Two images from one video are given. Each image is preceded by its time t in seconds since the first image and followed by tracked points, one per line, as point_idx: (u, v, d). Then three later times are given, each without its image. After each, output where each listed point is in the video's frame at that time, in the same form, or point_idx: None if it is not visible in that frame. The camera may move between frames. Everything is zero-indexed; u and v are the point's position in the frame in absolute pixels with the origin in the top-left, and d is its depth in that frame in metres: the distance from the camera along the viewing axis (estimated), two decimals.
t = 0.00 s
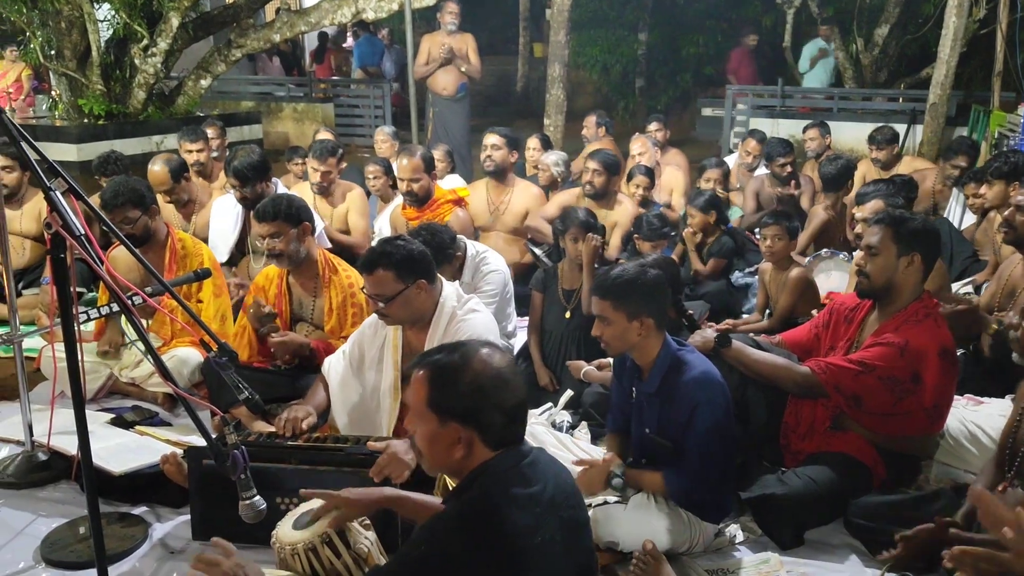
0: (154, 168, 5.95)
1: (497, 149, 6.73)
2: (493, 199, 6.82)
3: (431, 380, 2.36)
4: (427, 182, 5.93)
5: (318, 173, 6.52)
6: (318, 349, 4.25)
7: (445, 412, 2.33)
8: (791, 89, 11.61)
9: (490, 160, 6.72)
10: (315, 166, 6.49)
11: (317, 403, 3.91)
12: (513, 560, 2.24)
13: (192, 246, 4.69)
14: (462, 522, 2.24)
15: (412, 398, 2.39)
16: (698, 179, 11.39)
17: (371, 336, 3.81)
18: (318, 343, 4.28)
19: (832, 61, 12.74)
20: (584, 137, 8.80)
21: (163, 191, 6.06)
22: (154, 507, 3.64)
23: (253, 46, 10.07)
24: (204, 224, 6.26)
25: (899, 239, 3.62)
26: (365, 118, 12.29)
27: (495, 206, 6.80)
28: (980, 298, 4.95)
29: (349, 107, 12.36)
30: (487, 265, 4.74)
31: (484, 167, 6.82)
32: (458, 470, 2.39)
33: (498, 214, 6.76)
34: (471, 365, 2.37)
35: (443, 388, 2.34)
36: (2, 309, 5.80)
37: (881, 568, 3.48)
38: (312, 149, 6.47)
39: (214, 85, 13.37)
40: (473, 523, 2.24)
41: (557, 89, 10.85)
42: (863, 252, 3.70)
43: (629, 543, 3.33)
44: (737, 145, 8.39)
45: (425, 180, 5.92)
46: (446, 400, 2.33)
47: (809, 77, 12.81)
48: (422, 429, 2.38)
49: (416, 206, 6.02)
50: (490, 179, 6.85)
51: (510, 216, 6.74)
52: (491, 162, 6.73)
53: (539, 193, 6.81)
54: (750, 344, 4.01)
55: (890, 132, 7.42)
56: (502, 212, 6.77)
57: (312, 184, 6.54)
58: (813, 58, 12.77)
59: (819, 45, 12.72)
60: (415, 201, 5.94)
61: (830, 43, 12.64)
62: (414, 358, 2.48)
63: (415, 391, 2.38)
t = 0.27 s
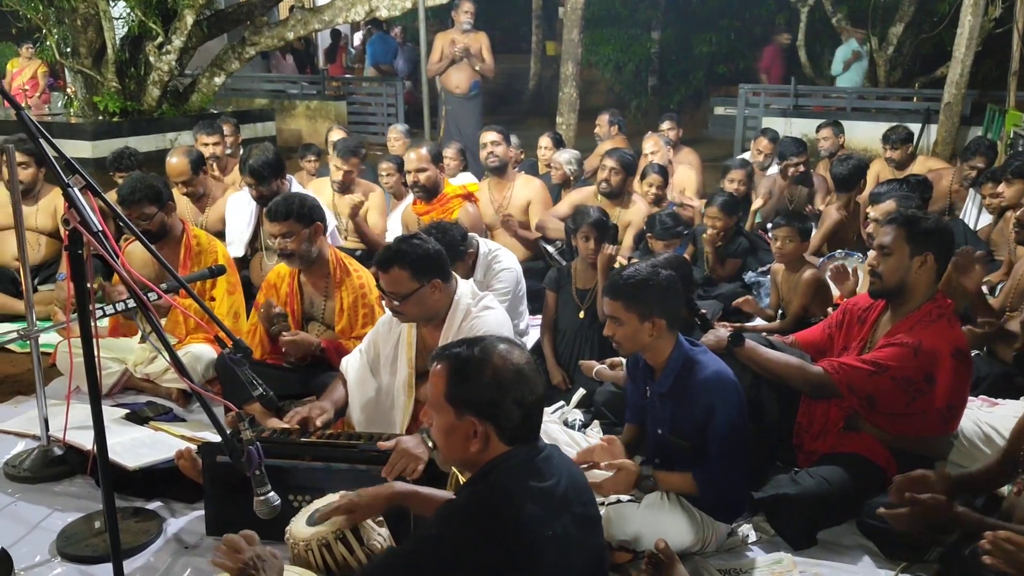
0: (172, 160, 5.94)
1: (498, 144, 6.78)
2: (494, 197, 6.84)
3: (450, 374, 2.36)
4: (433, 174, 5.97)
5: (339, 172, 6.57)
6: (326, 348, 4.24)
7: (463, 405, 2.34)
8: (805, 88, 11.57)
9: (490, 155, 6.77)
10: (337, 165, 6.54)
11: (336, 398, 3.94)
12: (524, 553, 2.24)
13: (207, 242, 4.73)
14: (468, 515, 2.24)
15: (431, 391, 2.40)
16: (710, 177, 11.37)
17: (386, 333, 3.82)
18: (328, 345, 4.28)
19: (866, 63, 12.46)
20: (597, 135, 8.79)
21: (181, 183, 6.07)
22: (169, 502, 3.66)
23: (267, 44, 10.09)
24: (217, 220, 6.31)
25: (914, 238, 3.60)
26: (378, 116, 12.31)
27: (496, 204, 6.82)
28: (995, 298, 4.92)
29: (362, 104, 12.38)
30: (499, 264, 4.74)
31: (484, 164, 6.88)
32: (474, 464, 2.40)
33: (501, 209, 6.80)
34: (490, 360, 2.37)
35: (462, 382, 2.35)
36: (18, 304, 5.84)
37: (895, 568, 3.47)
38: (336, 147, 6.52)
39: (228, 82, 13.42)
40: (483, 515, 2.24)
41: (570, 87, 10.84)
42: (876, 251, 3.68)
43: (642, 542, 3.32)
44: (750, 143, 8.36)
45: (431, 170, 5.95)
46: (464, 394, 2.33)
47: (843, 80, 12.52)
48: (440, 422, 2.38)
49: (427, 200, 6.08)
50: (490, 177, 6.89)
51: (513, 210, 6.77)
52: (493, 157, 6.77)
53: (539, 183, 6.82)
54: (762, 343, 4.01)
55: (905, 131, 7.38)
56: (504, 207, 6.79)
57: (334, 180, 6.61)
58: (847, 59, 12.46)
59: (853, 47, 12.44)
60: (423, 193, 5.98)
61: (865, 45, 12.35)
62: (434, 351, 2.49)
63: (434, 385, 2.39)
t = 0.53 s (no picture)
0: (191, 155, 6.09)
1: (503, 142, 6.82)
2: (502, 195, 6.86)
3: (467, 369, 2.38)
4: (436, 171, 6.05)
5: (367, 172, 6.61)
6: (342, 351, 4.27)
7: (479, 400, 2.35)
8: (819, 87, 11.53)
9: (497, 153, 6.79)
10: (366, 165, 6.58)
11: (351, 383, 3.94)
12: (538, 552, 2.23)
13: (224, 240, 4.74)
14: (481, 510, 2.24)
15: (447, 387, 2.41)
16: (724, 177, 11.33)
17: (400, 329, 3.83)
18: (343, 346, 4.30)
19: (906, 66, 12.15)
20: (610, 134, 8.79)
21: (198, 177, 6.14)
22: (185, 498, 3.68)
23: (281, 42, 10.12)
24: (233, 217, 6.36)
25: (932, 238, 3.58)
26: (391, 114, 12.34)
27: (505, 201, 6.84)
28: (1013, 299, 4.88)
29: (375, 102, 12.41)
30: (514, 262, 4.74)
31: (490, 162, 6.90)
32: (489, 459, 2.41)
33: (509, 207, 6.82)
34: (506, 356, 2.38)
35: (478, 377, 2.36)
36: (34, 300, 5.86)
37: (909, 569, 3.45)
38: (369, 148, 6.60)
39: (243, 80, 13.49)
40: (497, 510, 2.24)
41: (584, 86, 10.82)
42: (894, 250, 3.68)
43: (656, 540, 3.32)
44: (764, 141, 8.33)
45: (432, 167, 6.05)
46: (480, 388, 2.34)
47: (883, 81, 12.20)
48: (456, 417, 2.39)
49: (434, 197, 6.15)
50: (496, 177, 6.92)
51: (522, 206, 6.78)
52: (499, 155, 6.80)
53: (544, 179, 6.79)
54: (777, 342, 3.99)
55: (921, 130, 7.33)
56: (514, 204, 6.81)
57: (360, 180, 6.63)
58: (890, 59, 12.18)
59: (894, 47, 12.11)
60: (428, 189, 6.05)
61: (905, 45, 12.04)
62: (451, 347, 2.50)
63: (451, 380, 2.40)
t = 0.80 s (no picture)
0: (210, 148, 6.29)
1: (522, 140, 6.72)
2: (516, 193, 6.85)
3: (480, 367, 2.38)
4: (441, 169, 6.32)
5: (388, 171, 6.57)
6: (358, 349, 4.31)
7: (492, 398, 2.35)
8: (833, 85, 11.47)
9: (515, 152, 6.72)
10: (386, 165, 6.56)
11: (359, 380, 3.95)
12: (557, 550, 2.25)
13: (239, 237, 4.79)
14: (498, 511, 2.25)
15: (461, 385, 2.42)
16: (738, 176, 11.29)
17: (415, 325, 3.84)
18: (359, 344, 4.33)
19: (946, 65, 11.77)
20: (624, 132, 8.78)
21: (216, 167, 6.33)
22: (199, 493, 3.70)
23: (296, 39, 10.14)
24: (247, 213, 6.41)
25: (947, 237, 3.56)
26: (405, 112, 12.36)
27: (519, 199, 6.82)
28: None
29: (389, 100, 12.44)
30: (528, 260, 4.75)
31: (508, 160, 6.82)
32: (504, 458, 2.41)
33: (524, 205, 6.81)
34: (519, 354, 2.38)
35: (492, 376, 2.36)
36: (51, 296, 5.91)
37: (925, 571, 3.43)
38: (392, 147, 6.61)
39: (257, 78, 13.54)
40: (513, 510, 2.25)
41: (597, 85, 10.80)
42: (907, 249, 3.65)
43: (668, 539, 3.31)
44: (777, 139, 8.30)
45: (438, 165, 6.30)
46: (494, 386, 2.35)
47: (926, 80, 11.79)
48: (471, 416, 2.40)
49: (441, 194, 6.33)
50: (514, 174, 6.87)
51: (537, 206, 6.77)
52: (517, 153, 6.71)
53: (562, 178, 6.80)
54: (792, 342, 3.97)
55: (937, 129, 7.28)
56: (528, 203, 6.80)
57: (381, 180, 6.54)
58: (940, 59, 11.65)
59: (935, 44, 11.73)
60: (434, 187, 6.32)
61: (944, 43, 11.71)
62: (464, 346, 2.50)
63: (464, 379, 2.40)
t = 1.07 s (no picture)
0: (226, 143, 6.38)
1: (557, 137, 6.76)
2: (542, 189, 6.87)
3: (487, 368, 2.38)
4: (452, 166, 6.14)
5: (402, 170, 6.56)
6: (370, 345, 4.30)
7: (501, 398, 2.35)
8: (846, 84, 11.42)
9: (547, 146, 6.73)
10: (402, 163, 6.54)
11: (372, 379, 3.94)
12: (569, 551, 2.24)
13: (251, 233, 4.79)
14: (508, 512, 2.25)
15: (468, 386, 2.42)
16: (750, 175, 11.26)
17: (427, 322, 3.84)
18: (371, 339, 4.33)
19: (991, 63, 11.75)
20: (636, 131, 8.76)
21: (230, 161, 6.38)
22: (211, 488, 3.72)
23: (309, 37, 10.15)
24: (258, 210, 6.46)
25: (962, 236, 3.53)
26: (417, 109, 12.38)
27: (543, 197, 6.85)
28: None
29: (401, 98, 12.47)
30: (539, 257, 4.75)
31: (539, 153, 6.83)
32: (514, 457, 2.41)
33: (547, 204, 6.83)
34: (526, 354, 2.38)
35: (499, 376, 2.36)
36: (65, 291, 5.97)
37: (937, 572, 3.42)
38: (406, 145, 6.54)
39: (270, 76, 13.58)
40: (523, 510, 2.25)
41: (610, 83, 10.79)
42: (921, 249, 3.62)
43: (680, 537, 3.31)
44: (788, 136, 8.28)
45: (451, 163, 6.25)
46: (501, 387, 2.35)
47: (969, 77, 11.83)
48: (479, 416, 2.40)
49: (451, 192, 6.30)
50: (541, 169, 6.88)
51: (559, 207, 6.78)
52: (549, 147, 6.73)
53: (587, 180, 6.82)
54: (805, 341, 3.95)
55: (951, 128, 7.23)
56: (551, 203, 6.81)
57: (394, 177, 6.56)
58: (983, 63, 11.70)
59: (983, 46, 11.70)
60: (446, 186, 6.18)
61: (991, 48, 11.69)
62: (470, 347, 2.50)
63: (472, 379, 2.40)
